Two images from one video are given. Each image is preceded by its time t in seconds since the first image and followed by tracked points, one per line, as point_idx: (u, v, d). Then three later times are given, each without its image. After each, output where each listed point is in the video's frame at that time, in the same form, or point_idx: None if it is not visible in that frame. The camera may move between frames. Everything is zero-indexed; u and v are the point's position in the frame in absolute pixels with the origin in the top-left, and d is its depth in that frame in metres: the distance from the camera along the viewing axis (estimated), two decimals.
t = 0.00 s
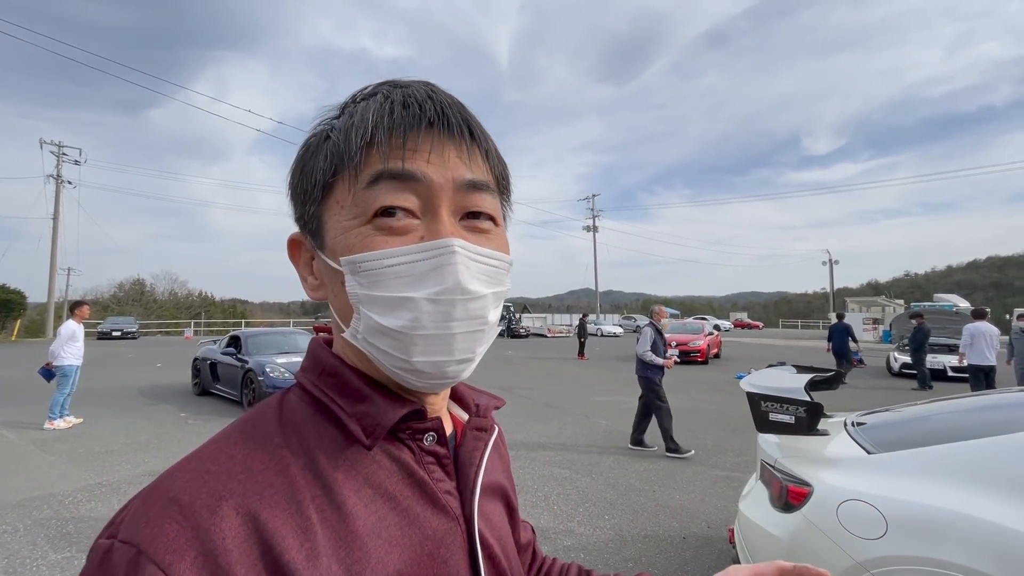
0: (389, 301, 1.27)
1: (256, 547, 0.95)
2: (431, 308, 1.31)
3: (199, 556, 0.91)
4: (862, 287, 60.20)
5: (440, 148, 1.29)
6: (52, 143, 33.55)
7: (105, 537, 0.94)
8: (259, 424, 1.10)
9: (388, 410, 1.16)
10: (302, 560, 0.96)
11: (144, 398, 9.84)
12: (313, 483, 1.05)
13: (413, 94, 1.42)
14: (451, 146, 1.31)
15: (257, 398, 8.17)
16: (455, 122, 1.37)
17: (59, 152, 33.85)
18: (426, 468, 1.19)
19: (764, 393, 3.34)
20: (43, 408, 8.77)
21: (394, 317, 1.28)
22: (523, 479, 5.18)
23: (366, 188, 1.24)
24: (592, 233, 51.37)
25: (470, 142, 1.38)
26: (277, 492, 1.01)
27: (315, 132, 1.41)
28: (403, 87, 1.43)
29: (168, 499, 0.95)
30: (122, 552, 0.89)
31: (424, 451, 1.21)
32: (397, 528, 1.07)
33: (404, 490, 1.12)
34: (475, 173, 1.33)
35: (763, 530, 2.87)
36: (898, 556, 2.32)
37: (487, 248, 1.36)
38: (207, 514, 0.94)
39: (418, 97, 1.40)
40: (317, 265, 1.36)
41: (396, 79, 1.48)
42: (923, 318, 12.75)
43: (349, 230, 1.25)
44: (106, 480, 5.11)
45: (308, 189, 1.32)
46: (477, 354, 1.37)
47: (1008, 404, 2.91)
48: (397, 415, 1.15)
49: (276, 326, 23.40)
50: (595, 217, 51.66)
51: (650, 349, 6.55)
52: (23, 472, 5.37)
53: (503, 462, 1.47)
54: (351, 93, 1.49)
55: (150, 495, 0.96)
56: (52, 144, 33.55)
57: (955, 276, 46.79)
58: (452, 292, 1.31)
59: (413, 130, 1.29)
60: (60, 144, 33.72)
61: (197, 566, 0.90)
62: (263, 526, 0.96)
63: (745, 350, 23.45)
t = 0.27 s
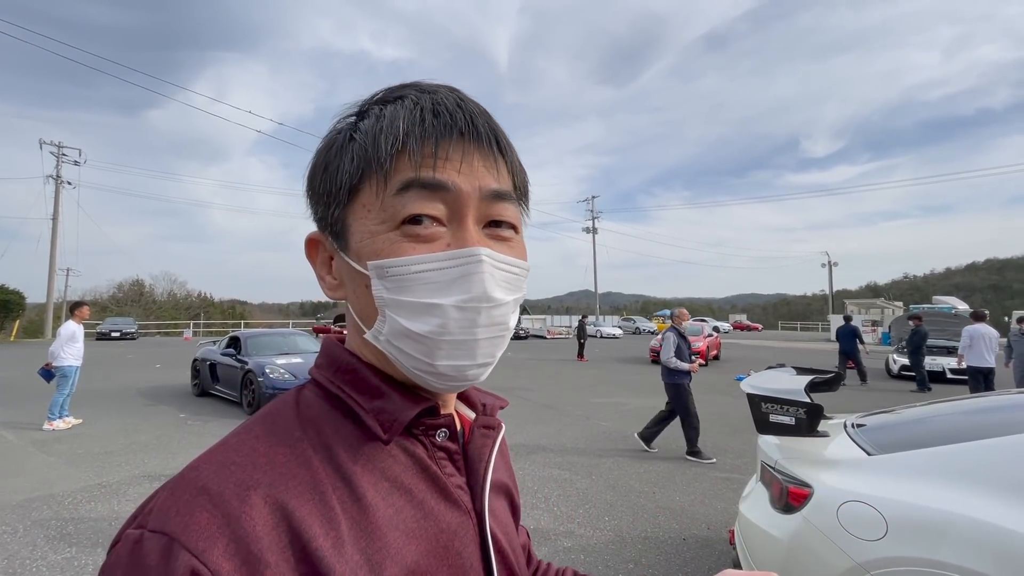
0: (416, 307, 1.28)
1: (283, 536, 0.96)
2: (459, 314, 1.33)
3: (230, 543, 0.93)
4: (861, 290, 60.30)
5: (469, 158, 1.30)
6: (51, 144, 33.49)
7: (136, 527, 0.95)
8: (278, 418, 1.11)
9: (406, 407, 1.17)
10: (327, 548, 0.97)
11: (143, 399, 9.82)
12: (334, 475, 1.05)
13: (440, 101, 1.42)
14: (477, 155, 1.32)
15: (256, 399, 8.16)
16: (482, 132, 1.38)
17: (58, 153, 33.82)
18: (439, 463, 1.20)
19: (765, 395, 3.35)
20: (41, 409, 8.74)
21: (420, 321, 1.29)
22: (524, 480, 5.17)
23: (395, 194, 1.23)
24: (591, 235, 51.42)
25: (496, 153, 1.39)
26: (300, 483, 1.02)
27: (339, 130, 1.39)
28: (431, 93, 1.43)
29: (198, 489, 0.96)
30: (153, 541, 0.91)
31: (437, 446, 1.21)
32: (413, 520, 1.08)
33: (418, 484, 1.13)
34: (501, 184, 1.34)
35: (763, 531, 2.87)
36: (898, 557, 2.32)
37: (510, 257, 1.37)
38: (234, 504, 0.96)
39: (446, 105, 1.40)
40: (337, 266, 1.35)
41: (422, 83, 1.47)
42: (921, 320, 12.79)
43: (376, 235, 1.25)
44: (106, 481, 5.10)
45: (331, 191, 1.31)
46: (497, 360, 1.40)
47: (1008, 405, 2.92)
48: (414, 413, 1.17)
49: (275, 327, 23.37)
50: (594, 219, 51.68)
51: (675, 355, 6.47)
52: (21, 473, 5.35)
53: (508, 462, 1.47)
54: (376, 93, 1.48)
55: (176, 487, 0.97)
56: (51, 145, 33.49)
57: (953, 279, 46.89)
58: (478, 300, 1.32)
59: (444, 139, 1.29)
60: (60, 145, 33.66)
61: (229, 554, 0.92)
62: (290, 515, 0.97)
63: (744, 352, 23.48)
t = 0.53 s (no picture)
0: (417, 316, 1.28)
1: (291, 533, 0.97)
2: (457, 325, 1.31)
3: (242, 538, 0.93)
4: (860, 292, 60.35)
5: (471, 170, 1.30)
6: (52, 144, 33.48)
7: (149, 527, 0.95)
8: (283, 422, 1.12)
9: (408, 410, 1.17)
10: (333, 546, 0.98)
11: (142, 400, 9.81)
12: (338, 475, 1.06)
13: (446, 114, 1.42)
14: (479, 167, 1.32)
15: (256, 401, 8.15)
16: (485, 144, 1.37)
17: (58, 154, 33.80)
18: (440, 465, 1.20)
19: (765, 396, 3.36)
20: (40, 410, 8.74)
21: (422, 330, 1.29)
22: (523, 482, 5.17)
23: (399, 206, 1.24)
24: (591, 236, 51.47)
25: (499, 165, 1.39)
26: (306, 483, 1.03)
27: (347, 138, 1.40)
28: (436, 106, 1.43)
29: (208, 488, 0.97)
30: (168, 540, 0.91)
31: (438, 448, 1.22)
32: (415, 520, 1.09)
33: (421, 484, 1.14)
34: (502, 196, 1.35)
35: (762, 533, 2.87)
36: (898, 560, 2.32)
37: (510, 268, 1.37)
38: (244, 501, 0.96)
39: (451, 118, 1.40)
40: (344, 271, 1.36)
41: (429, 94, 1.48)
42: (920, 323, 12.81)
43: (379, 245, 1.25)
44: (106, 482, 5.09)
45: (337, 199, 1.32)
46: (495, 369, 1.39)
47: (1007, 408, 2.92)
48: (416, 416, 1.17)
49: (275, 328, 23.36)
50: (593, 221, 51.72)
51: (698, 356, 6.38)
52: (20, 474, 5.34)
53: (511, 463, 1.48)
54: (383, 102, 1.49)
55: (187, 487, 0.98)
56: (51, 145, 33.47)
57: (952, 281, 46.95)
58: (477, 312, 1.31)
59: (447, 151, 1.30)
60: (60, 145, 33.63)
61: (241, 548, 0.93)
62: (296, 513, 0.98)
63: (744, 355, 23.50)
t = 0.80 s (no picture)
0: (418, 321, 1.27)
1: (302, 528, 0.97)
2: (457, 331, 1.31)
3: (259, 530, 0.94)
4: (859, 294, 60.37)
5: (473, 176, 1.30)
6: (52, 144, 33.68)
7: (166, 524, 0.96)
8: (290, 422, 1.12)
9: (411, 410, 1.18)
10: (342, 541, 0.99)
11: (142, 401, 9.80)
12: (346, 473, 1.07)
13: (448, 121, 1.42)
14: (481, 174, 1.32)
15: (255, 401, 8.15)
16: (487, 151, 1.38)
17: (58, 154, 33.82)
18: (446, 463, 1.21)
19: (765, 399, 3.37)
20: (40, 410, 8.73)
21: (422, 335, 1.28)
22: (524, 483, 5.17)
23: (401, 212, 1.25)
24: (591, 237, 51.50)
25: (500, 172, 1.39)
26: (314, 480, 1.03)
27: (351, 144, 1.40)
28: (440, 113, 1.44)
29: (221, 485, 0.97)
30: (187, 536, 0.91)
31: (443, 447, 1.23)
32: (420, 518, 1.09)
33: (427, 483, 1.14)
34: (504, 202, 1.35)
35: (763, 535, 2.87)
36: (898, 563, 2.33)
37: (511, 274, 1.36)
38: (257, 495, 0.97)
39: (454, 125, 1.40)
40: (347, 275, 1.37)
41: (432, 101, 1.48)
42: (920, 325, 12.82)
43: (382, 251, 1.26)
44: (105, 482, 5.08)
45: (341, 204, 1.33)
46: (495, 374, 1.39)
47: (1008, 410, 2.92)
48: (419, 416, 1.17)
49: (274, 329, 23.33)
50: (593, 222, 51.73)
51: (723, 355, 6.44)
52: (19, 474, 5.33)
53: (518, 462, 1.48)
54: (387, 109, 1.49)
55: (201, 484, 0.99)
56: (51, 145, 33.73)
57: (951, 283, 47.01)
58: (476, 317, 1.31)
59: (449, 158, 1.30)
60: (60, 145, 33.78)
61: (258, 539, 0.93)
62: (307, 509, 0.99)
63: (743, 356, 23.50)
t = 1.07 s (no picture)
0: (422, 322, 1.27)
1: (311, 525, 0.98)
2: (462, 332, 1.31)
3: (268, 527, 0.95)
4: (859, 296, 60.40)
5: (477, 178, 1.30)
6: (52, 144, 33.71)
7: (179, 522, 0.97)
8: (298, 422, 1.13)
9: (416, 410, 1.18)
10: (349, 538, 0.99)
11: (141, 401, 9.80)
12: (354, 471, 1.07)
13: (453, 122, 1.42)
14: (486, 177, 1.32)
15: (255, 402, 8.15)
16: (492, 154, 1.37)
17: (58, 155, 33.83)
18: (452, 462, 1.20)
19: (766, 400, 3.37)
20: (39, 410, 8.72)
21: (426, 336, 1.28)
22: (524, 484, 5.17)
23: (406, 215, 1.25)
24: (591, 238, 51.52)
25: (505, 173, 1.39)
26: (322, 478, 1.04)
27: (357, 145, 1.41)
28: (445, 114, 1.43)
29: (232, 482, 0.98)
30: (198, 534, 0.92)
31: (449, 446, 1.22)
32: (427, 516, 1.09)
33: (434, 482, 1.14)
34: (508, 204, 1.34)
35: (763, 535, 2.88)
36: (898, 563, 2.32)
37: (515, 276, 1.36)
38: (266, 493, 0.98)
39: (459, 127, 1.40)
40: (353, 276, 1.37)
41: (437, 102, 1.48)
42: (919, 326, 12.83)
43: (387, 253, 1.27)
44: (104, 483, 5.08)
45: (347, 206, 1.34)
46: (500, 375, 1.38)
47: (1010, 412, 2.92)
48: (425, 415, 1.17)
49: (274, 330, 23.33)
50: (593, 223, 51.74)
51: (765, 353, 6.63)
52: (18, 475, 5.33)
53: (525, 459, 1.48)
54: (393, 111, 1.50)
55: (212, 482, 1.00)
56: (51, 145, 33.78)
57: (950, 285, 47.02)
58: (481, 319, 1.31)
59: (454, 161, 1.30)
60: (60, 145, 33.81)
61: (268, 536, 0.94)
62: (314, 507, 0.99)
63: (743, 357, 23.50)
